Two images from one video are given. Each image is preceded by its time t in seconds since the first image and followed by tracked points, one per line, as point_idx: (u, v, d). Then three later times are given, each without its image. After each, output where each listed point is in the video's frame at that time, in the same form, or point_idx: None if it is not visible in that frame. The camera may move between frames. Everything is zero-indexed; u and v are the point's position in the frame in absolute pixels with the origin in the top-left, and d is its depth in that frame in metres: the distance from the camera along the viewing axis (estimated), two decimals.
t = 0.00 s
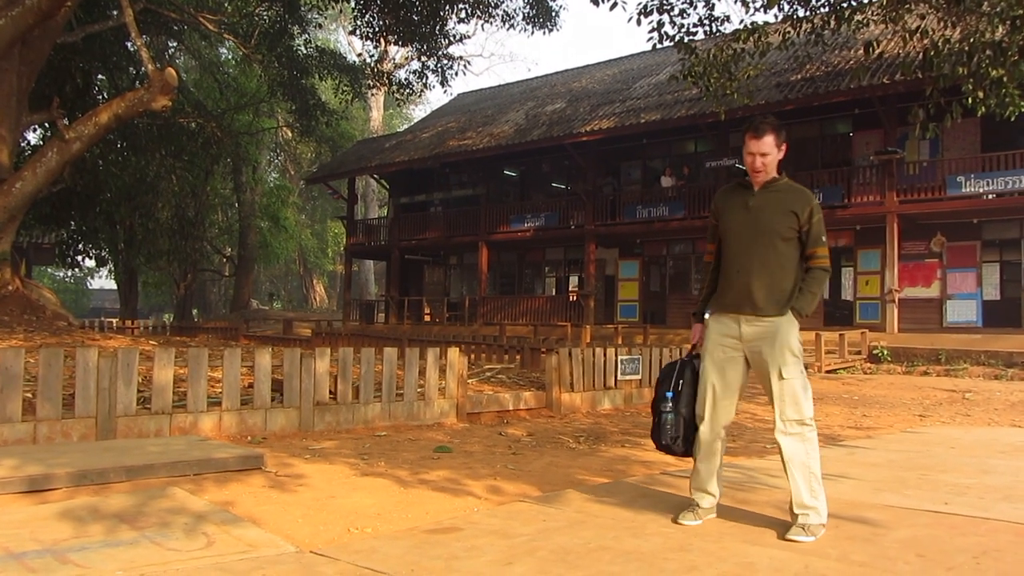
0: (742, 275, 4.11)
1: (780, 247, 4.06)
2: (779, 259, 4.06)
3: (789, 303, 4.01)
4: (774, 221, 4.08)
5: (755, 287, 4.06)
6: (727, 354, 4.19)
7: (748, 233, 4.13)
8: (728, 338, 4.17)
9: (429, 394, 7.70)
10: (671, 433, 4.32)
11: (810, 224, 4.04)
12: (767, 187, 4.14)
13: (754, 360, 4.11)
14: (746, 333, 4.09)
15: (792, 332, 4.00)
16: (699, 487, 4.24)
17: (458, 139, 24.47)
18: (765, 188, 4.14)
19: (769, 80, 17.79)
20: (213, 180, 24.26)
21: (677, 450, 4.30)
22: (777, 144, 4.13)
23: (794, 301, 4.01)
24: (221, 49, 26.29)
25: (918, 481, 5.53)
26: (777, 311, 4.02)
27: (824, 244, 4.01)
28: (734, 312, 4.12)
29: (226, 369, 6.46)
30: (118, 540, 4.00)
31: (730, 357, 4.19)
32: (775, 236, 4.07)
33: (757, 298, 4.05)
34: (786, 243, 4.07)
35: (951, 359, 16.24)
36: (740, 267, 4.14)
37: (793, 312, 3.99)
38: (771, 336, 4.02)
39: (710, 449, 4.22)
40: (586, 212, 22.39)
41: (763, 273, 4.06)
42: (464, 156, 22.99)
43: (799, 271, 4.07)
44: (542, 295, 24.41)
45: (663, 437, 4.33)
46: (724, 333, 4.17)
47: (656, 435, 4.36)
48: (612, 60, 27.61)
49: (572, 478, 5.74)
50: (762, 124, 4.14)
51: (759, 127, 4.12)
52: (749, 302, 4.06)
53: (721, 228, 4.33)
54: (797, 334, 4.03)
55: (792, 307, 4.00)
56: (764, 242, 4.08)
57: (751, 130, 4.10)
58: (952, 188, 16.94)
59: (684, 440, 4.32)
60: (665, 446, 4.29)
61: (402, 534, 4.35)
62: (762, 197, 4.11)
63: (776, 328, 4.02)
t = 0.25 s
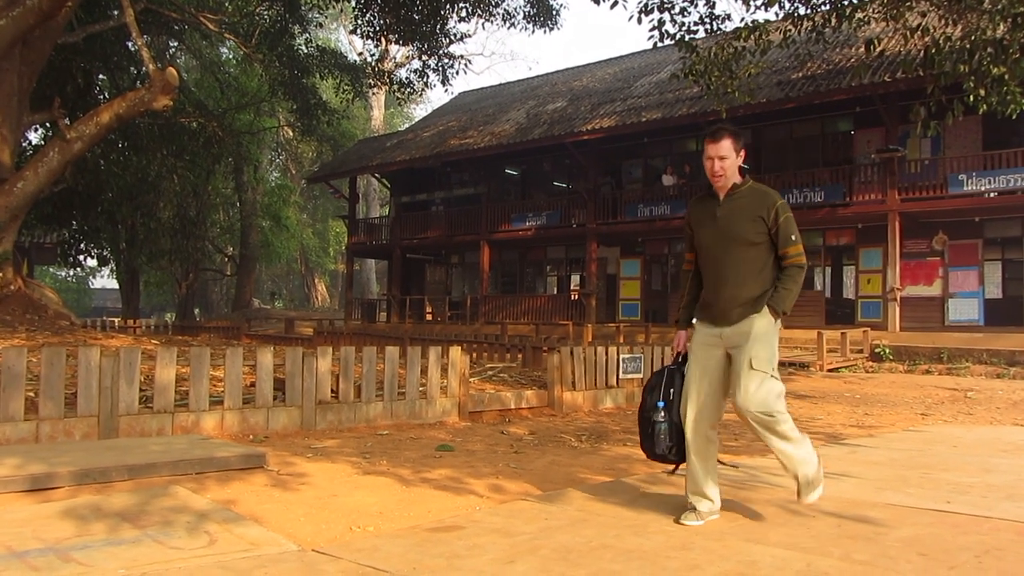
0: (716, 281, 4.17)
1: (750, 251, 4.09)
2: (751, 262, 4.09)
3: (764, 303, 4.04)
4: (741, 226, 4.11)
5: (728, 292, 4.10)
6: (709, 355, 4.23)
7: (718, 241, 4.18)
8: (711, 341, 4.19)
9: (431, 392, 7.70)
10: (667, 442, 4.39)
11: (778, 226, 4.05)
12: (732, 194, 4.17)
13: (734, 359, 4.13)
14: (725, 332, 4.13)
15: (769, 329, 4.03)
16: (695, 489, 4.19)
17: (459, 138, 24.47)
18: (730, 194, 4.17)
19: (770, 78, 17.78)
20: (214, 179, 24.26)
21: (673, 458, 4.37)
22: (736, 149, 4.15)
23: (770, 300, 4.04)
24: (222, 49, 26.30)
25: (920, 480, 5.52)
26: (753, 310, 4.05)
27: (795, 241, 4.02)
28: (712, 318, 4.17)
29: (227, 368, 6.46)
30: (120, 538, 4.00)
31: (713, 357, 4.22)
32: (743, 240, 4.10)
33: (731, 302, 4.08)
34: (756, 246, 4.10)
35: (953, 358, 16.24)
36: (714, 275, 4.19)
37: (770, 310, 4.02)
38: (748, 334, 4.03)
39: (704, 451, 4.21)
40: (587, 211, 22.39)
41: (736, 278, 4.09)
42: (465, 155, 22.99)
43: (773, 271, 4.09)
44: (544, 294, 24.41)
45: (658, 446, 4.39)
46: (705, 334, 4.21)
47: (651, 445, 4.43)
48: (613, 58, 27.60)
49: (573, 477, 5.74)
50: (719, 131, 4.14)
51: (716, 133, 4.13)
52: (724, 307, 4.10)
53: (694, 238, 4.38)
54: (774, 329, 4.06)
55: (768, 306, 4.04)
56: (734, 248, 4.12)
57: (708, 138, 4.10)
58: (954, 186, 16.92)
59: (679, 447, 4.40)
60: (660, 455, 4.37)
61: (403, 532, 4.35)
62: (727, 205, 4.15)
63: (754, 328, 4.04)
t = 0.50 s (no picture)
0: (715, 260, 4.19)
1: (745, 226, 4.12)
2: (746, 238, 4.11)
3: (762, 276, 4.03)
4: (735, 204, 4.15)
5: (727, 268, 4.11)
6: (717, 337, 4.22)
7: (714, 221, 4.23)
8: (715, 324, 4.20)
9: (433, 390, 7.71)
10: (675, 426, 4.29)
11: (771, 198, 4.08)
12: (724, 173, 4.22)
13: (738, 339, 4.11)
14: (728, 313, 4.13)
15: (767, 304, 3.99)
16: (707, 477, 4.19)
17: (461, 135, 24.48)
18: (722, 174, 4.22)
19: (773, 77, 17.77)
20: (216, 177, 24.26)
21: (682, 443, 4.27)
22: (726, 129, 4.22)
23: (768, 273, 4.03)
24: (224, 47, 26.31)
25: (922, 477, 5.52)
26: (751, 285, 4.04)
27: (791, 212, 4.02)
28: (714, 297, 4.18)
29: (229, 365, 6.47)
30: (122, 535, 4.01)
31: (722, 341, 4.21)
32: (737, 216, 4.13)
33: (730, 278, 4.09)
34: (751, 221, 4.12)
35: (955, 357, 16.21)
36: (713, 255, 4.22)
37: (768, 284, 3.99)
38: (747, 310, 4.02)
39: (714, 437, 4.19)
40: (589, 209, 22.38)
41: (733, 254, 4.11)
42: (467, 153, 22.98)
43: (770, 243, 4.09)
44: (545, 291, 24.42)
45: (667, 430, 4.29)
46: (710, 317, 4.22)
47: (659, 430, 4.32)
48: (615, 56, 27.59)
49: (574, 474, 5.74)
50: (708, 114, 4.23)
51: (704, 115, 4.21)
52: (723, 285, 4.12)
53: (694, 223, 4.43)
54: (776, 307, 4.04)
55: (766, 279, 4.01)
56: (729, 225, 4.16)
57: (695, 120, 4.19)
58: (957, 185, 16.90)
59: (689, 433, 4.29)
60: (668, 440, 4.27)
61: (405, 529, 4.35)
62: (719, 184, 4.20)
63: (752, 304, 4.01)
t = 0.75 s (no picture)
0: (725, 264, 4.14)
1: (756, 230, 4.08)
2: (758, 242, 4.07)
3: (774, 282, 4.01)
4: (746, 207, 4.10)
5: (738, 273, 4.07)
6: (725, 342, 4.21)
7: (724, 222, 4.16)
8: (723, 329, 4.18)
9: (432, 386, 7.71)
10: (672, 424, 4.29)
11: (783, 202, 4.04)
12: (734, 174, 4.15)
13: (750, 344, 4.12)
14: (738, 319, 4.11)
15: (781, 311, 4.00)
16: (707, 479, 4.22)
17: (461, 131, 24.45)
18: (733, 175, 4.15)
19: (773, 72, 17.76)
20: (216, 173, 24.22)
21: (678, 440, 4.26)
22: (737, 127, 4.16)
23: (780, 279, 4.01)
24: (223, 42, 26.28)
25: (921, 473, 5.52)
26: (763, 291, 4.02)
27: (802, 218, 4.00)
28: (724, 302, 4.14)
29: (228, 361, 6.47)
30: (122, 530, 4.01)
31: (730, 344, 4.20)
32: (749, 220, 4.08)
33: (741, 283, 4.05)
34: (762, 225, 4.08)
35: (955, 353, 16.19)
36: (722, 258, 4.17)
37: (781, 289, 3.99)
38: (761, 317, 4.02)
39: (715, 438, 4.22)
40: (589, 205, 22.37)
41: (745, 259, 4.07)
42: (466, 149, 22.96)
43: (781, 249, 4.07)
44: (545, 287, 24.41)
45: (664, 427, 4.29)
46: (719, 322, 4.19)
47: (656, 426, 4.31)
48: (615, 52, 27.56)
49: (574, 470, 5.75)
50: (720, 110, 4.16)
51: (716, 111, 4.14)
52: (734, 290, 4.08)
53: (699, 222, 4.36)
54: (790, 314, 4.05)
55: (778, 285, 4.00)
56: (740, 229, 4.10)
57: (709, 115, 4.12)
58: (957, 180, 16.88)
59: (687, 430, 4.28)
60: (666, 436, 4.25)
61: (404, 525, 4.36)
62: (730, 185, 4.13)
63: (766, 311, 4.02)
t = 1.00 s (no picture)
0: (750, 277, 4.06)
1: (786, 246, 3.96)
2: (787, 258, 3.97)
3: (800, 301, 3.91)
4: (778, 221, 3.98)
5: (762, 288, 4.00)
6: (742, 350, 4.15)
7: (753, 234, 4.06)
8: (742, 339, 4.12)
9: (430, 383, 7.71)
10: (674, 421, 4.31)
11: (817, 220, 3.90)
12: (768, 185, 4.03)
13: (768, 357, 4.04)
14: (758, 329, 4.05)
15: (804, 328, 3.91)
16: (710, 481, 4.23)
17: (459, 128, 24.45)
18: (766, 186, 4.04)
19: (770, 69, 17.77)
20: (214, 171, 24.20)
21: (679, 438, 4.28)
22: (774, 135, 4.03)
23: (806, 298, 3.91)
24: (221, 40, 26.24)
25: (919, 470, 5.52)
26: (787, 309, 3.94)
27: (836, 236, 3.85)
28: (746, 314, 4.08)
29: (226, 359, 6.47)
30: (119, 529, 4.01)
31: (745, 352, 4.14)
32: (780, 235, 3.97)
33: (765, 299, 3.99)
34: (793, 242, 3.97)
35: (952, 349, 16.21)
36: (748, 270, 4.09)
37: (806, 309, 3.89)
38: (783, 333, 3.94)
39: (719, 442, 4.19)
40: (587, 202, 22.38)
41: (771, 275, 3.99)
42: (464, 146, 22.94)
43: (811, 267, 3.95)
44: (543, 285, 24.42)
45: (667, 425, 4.30)
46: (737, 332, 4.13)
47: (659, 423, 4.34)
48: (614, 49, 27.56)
49: (572, 468, 5.75)
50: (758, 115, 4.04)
51: (754, 116, 4.02)
52: (757, 304, 4.01)
53: (729, 227, 4.27)
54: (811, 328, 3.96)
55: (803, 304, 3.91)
56: (769, 243, 4.00)
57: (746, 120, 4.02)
58: (954, 177, 16.89)
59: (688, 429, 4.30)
60: (667, 434, 4.28)
61: (401, 522, 4.36)
62: (762, 197, 4.02)
63: (789, 326, 3.94)
